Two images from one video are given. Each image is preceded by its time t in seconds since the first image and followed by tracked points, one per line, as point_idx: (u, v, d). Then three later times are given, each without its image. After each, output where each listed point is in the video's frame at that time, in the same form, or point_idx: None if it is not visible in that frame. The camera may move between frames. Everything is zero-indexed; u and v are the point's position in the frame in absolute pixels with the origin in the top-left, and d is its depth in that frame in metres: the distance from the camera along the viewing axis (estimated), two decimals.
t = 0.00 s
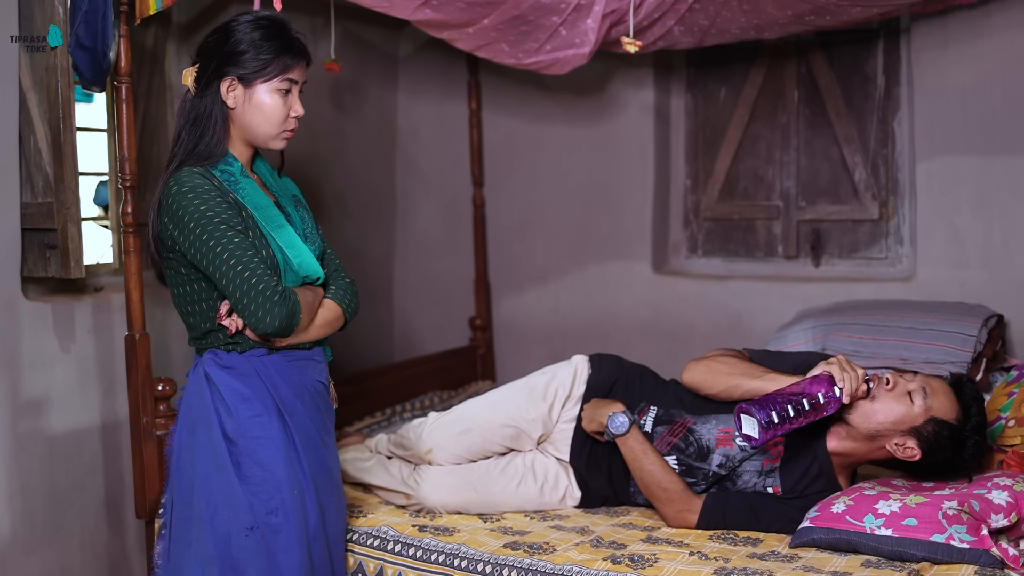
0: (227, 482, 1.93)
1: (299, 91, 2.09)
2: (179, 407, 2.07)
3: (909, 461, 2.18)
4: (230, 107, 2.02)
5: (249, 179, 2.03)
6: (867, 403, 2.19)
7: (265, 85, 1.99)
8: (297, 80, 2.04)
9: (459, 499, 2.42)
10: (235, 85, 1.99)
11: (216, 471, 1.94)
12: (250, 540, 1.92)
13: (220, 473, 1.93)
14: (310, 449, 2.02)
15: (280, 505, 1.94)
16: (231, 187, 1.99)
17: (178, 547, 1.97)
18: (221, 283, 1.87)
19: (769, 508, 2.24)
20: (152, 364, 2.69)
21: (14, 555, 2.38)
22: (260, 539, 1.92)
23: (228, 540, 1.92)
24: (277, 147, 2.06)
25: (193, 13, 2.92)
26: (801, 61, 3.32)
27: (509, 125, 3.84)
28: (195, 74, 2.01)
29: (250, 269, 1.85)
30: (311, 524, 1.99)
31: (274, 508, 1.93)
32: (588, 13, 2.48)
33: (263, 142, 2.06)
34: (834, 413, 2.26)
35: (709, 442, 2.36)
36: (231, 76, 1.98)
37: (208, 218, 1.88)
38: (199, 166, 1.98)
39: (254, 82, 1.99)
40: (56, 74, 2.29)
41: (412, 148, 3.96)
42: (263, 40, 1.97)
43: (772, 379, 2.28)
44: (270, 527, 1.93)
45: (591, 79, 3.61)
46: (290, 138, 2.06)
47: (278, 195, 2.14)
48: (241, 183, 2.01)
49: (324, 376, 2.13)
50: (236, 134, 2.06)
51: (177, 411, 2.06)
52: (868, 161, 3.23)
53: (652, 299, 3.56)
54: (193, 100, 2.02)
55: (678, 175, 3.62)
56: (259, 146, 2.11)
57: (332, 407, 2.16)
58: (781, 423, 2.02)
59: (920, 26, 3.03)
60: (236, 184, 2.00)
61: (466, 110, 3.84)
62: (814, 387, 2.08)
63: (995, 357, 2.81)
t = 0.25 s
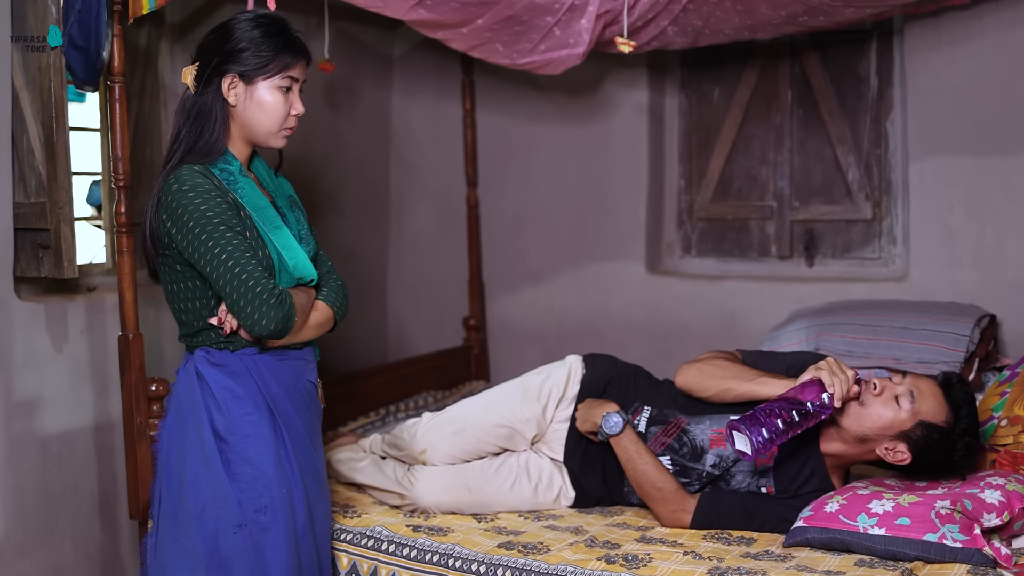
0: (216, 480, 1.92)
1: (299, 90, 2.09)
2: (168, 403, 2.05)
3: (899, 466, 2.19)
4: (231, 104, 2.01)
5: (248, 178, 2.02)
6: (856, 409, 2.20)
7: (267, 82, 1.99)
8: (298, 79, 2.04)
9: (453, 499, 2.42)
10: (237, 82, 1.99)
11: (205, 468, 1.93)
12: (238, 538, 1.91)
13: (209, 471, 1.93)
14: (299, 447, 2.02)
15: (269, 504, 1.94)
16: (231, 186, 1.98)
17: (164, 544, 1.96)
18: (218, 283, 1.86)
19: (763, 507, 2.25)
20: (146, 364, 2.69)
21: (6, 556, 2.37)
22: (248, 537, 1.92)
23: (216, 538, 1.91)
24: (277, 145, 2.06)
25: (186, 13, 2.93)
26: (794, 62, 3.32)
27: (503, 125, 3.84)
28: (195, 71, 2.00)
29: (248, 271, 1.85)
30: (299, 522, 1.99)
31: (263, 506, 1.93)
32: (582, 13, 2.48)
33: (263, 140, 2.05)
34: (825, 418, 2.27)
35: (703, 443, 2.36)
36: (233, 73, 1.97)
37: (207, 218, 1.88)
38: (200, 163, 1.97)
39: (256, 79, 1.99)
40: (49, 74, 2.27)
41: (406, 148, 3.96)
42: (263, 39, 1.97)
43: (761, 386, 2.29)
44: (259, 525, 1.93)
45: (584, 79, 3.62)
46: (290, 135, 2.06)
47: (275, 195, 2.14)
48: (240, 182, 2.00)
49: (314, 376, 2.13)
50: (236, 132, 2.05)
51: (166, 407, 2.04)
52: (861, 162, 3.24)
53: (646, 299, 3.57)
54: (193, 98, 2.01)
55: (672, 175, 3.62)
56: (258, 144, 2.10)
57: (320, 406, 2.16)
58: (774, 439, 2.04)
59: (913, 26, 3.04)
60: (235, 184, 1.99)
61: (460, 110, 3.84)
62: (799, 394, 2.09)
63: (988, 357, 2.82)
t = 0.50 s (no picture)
0: (201, 482, 1.91)
1: (290, 95, 2.09)
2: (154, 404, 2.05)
3: (888, 477, 2.21)
4: (222, 109, 2.00)
5: (236, 183, 2.02)
6: (840, 430, 2.20)
7: (258, 86, 1.99)
8: (289, 84, 2.04)
9: (446, 499, 2.41)
10: (228, 86, 1.98)
11: (190, 470, 1.92)
12: (222, 540, 1.90)
13: (194, 472, 1.92)
14: (286, 448, 2.02)
15: (254, 506, 1.93)
16: (219, 191, 1.97)
17: (149, 547, 1.95)
18: (204, 288, 1.86)
19: (756, 507, 2.26)
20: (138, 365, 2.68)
21: None
22: (232, 539, 1.91)
23: (200, 540, 1.91)
24: (267, 149, 2.06)
25: (179, 13, 2.90)
26: (786, 62, 3.33)
27: (495, 125, 3.84)
28: (185, 76, 1.99)
29: (234, 275, 1.85)
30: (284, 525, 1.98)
31: (248, 508, 1.92)
32: (575, 14, 2.48)
33: (253, 144, 2.05)
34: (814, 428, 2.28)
35: (696, 443, 2.36)
36: (224, 77, 1.97)
37: (194, 223, 1.87)
38: (189, 168, 1.96)
39: (248, 84, 1.98)
40: (41, 73, 2.27)
41: (399, 148, 3.95)
42: (255, 44, 1.97)
43: (744, 391, 2.31)
44: (244, 527, 1.92)
45: (577, 79, 3.62)
46: (280, 140, 2.06)
47: (264, 199, 2.14)
48: (229, 187, 1.99)
49: (303, 378, 2.13)
50: (226, 135, 2.05)
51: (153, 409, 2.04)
52: (853, 162, 3.24)
53: (639, 299, 3.58)
54: (184, 102, 2.00)
55: (664, 176, 3.63)
56: (247, 148, 2.10)
57: (309, 408, 2.16)
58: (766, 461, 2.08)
59: (904, 27, 3.05)
60: (223, 188, 1.98)
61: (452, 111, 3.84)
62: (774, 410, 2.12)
63: (979, 356, 2.84)
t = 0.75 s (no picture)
0: (194, 483, 1.90)
1: (278, 94, 2.08)
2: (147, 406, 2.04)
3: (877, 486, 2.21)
4: (209, 108, 1.99)
5: (224, 182, 2.01)
6: (828, 446, 2.19)
7: (245, 86, 1.98)
8: (276, 83, 2.03)
9: (439, 500, 2.41)
10: (215, 86, 1.97)
11: (183, 472, 1.91)
12: (216, 542, 1.89)
13: (187, 474, 1.91)
14: (279, 449, 2.01)
15: (247, 507, 1.92)
16: (206, 190, 1.96)
17: (144, 550, 1.95)
18: (193, 288, 1.85)
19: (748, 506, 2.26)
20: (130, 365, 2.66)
21: None
22: (226, 541, 1.90)
23: (194, 542, 1.90)
24: (255, 149, 2.05)
25: (170, 12, 2.91)
26: (777, 62, 3.33)
27: (487, 125, 3.83)
28: (172, 77, 1.99)
29: (223, 274, 1.84)
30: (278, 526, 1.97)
31: (241, 509, 1.91)
32: (567, 14, 2.48)
33: (240, 144, 2.04)
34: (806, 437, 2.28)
35: (687, 444, 2.37)
36: (211, 76, 1.96)
37: (182, 223, 1.86)
38: (175, 169, 1.95)
39: (235, 83, 1.97)
40: (32, 73, 2.25)
41: (391, 148, 3.95)
42: (241, 43, 1.96)
43: (721, 402, 2.31)
44: (237, 529, 1.91)
45: (569, 79, 3.62)
46: (268, 140, 2.05)
47: (253, 198, 2.13)
48: (217, 186, 1.98)
49: (296, 379, 2.12)
50: (213, 135, 2.03)
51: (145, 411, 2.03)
52: (844, 162, 3.24)
53: (631, 298, 3.58)
54: (170, 102, 1.99)
55: (656, 175, 3.62)
56: (234, 148, 2.09)
57: (302, 409, 2.15)
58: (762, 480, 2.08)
59: (895, 27, 3.06)
60: (211, 187, 1.97)
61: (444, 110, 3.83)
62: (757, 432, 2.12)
63: (970, 355, 2.84)
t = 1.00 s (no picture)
0: (191, 487, 1.89)
1: (273, 93, 2.07)
2: (142, 409, 2.03)
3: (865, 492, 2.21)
4: (204, 107, 1.98)
5: (220, 182, 2.00)
6: (816, 458, 2.19)
7: (241, 84, 1.97)
8: (271, 81, 2.03)
9: (431, 501, 2.40)
10: (210, 84, 1.96)
11: (180, 476, 1.90)
12: (213, 546, 1.88)
13: (184, 478, 1.90)
14: (275, 452, 2.00)
15: (244, 511, 1.91)
16: (203, 190, 1.96)
17: (138, 554, 1.93)
18: (191, 289, 1.84)
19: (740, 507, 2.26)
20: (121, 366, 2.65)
21: None
22: (223, 545, 1.89)
23: (190, 547, 1.88)
24: (250, 147, 2.04)
25: (161, 13, 2.88)
26: (768, 63, 3.34)
27: (478, 126, 3.83)
28: (166, 75, 1.96)
29: (221, 274, 1.83)
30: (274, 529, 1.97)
31: (239, 513, 1.91)
32: (559, 15, 2.48)
33: (236, 143, 2.03)
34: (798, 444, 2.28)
35: (678, 446, 2.37)
36: (206, 74, 1.95)
37: (179, 223, 1.85)
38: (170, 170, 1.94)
39: (230, 81, 1.96)
40: (22, 74, 2.23)
41: (382, 149, 3.94)
42: (236, 41, 1.95)
43: (705, 408, 2.30)
44: (234, 533, 1.90)
45: (560, 80, 3.62)
46: (264, 138, 2.05)
47: (249, 198, 2.11)
48: (213, 186, 1.98)
49: (293, 382, 2.11)
50: (209, 134, 2.03)
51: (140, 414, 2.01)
52: (835, 163, 3.24)
53: (622, 299, 3.58)
54: (165, 100, 1.97)
55: (647, 176, 3.62)
56: (229, 147, 2.08)
57: (296, 412, 2.14)
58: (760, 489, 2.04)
59: (886, 29, 3.07)
60: (207, 188, 1.97)
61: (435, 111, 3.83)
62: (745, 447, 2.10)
63: (960, 356, 2.85)
